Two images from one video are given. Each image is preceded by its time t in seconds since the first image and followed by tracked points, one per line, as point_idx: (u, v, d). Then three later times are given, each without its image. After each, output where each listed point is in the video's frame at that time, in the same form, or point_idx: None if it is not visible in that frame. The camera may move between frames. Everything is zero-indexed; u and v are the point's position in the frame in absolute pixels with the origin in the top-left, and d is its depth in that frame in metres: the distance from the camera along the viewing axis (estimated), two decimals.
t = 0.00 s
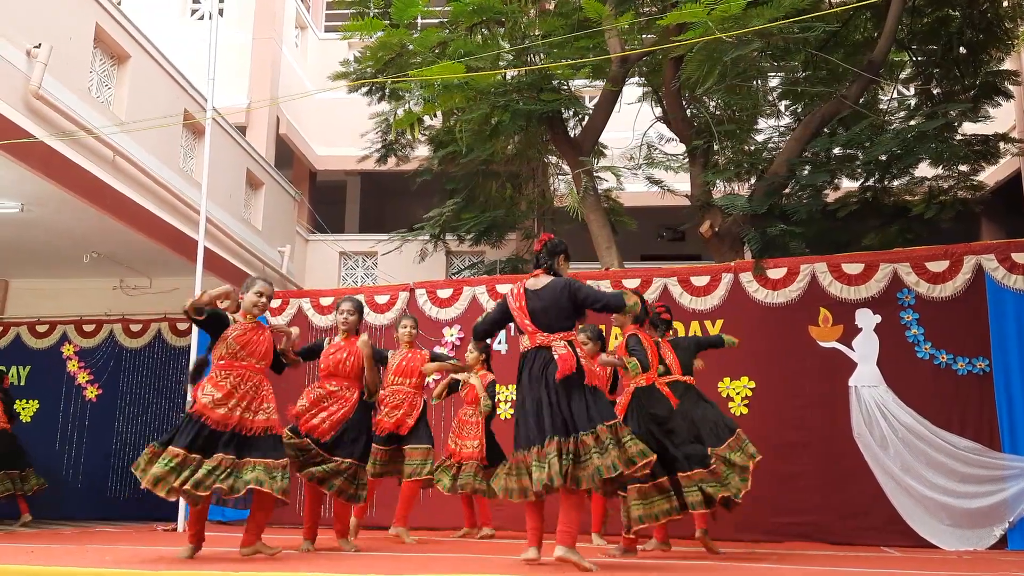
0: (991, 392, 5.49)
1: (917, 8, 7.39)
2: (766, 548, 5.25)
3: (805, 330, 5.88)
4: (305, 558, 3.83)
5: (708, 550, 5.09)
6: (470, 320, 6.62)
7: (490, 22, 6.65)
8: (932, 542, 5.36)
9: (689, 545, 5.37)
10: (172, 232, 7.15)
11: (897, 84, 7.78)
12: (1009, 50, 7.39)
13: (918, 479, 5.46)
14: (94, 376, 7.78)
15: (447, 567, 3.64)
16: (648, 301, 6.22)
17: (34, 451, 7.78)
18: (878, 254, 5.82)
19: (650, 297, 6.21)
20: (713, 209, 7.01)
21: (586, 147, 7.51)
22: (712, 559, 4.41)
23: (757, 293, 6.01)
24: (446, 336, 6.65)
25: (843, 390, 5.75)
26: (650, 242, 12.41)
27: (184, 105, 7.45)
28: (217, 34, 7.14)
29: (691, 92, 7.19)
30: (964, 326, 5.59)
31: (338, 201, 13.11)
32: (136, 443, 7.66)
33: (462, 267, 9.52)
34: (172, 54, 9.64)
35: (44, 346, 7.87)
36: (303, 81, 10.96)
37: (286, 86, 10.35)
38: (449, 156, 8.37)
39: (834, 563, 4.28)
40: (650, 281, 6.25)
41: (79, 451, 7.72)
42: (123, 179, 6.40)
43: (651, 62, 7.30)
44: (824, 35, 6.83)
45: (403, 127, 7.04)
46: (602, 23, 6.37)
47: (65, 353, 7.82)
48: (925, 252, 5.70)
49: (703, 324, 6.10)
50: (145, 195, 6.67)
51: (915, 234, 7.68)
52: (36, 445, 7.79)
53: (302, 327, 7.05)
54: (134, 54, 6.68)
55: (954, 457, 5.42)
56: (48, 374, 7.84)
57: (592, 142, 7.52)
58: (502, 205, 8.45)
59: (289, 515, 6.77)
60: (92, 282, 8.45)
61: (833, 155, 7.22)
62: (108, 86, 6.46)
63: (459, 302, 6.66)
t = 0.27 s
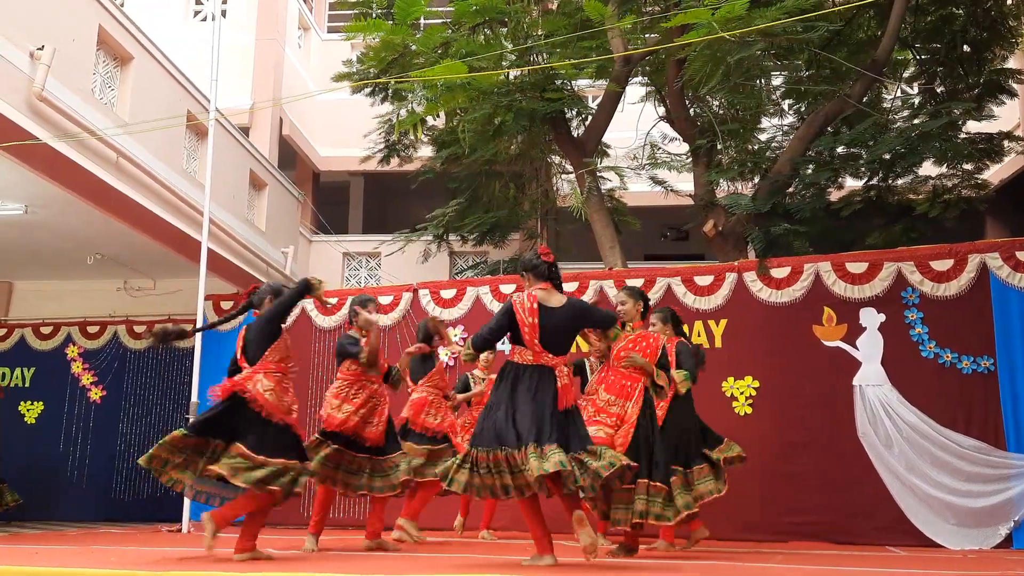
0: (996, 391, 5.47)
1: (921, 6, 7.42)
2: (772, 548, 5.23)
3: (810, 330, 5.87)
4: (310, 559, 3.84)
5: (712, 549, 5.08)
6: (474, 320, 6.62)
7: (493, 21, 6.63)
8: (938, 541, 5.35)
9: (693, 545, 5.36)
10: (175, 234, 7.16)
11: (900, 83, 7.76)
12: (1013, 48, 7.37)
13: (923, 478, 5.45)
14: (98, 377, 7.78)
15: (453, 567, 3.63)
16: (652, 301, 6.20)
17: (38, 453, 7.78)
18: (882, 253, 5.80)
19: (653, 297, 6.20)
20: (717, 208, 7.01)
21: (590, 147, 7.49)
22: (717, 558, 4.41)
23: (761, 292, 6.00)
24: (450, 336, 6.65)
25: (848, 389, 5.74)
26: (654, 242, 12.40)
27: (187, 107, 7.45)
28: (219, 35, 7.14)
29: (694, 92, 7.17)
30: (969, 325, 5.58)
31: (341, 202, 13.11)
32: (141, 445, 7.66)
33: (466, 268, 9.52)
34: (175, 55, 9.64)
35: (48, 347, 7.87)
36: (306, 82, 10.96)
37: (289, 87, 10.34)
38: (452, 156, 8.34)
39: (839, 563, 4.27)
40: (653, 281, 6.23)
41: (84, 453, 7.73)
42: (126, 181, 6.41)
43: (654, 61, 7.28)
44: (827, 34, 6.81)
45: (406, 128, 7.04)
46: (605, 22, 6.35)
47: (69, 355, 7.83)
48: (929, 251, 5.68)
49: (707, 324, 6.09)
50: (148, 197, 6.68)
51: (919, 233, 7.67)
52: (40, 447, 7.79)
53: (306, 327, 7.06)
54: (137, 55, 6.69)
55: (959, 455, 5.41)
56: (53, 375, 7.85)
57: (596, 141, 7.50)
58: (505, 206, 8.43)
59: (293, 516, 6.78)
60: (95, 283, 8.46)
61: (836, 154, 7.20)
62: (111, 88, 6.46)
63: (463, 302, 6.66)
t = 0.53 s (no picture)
0: (1001, 389, 5.46)
1: (924, 4, 7.42)
2: (778, 548, 5.20)
3: (813, 329, 5.87)
4: (315, 559, 3.84)
5: (717, 549, 5.07)
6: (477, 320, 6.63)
7: (495, 21, 6.63)
8: (943, 540, 5.34)
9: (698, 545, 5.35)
10: (180, 235, 7.17)
11: (904, 82, 7.74)
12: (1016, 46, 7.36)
13: (928, 477, 5.44)
14: (103, 379, 7.80)
15: (457, 568, 3.62)
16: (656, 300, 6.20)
17: (42, 455, 7.79)
18: (886, 252, 5.79)
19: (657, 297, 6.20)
20: (720, 208, 7.03)
21: (593, 147, 7.49)
22: (724, 559, 4.41)
23: (765, 292, 5.99)
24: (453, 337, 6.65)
25: (852, 389, 5.73)
26: (657, 241, 12.39)
27: (191, 108, 7.47)
28: (223, 37, 7.15)
29: (696, 91, 7.17)
30: (973, 324, 5.56)
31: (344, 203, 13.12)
32: (145, 446, 7.67)
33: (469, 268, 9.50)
34: (179, 57, 9.66)
35: (53, 349, 7.89)
36: (310, 84, 10.98)
37: (292, 88, 10.36)
38: (455, 157, 8.34)
39: (843, 562, 4.27)
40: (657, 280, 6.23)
41: (88, 454, 7.73)
42: (130, 182, 6.44)
43: (656, 61, 7.28)
44: (830, 33, 6.80)
45: (409, 128, 7.04)
46: (608, 23, 6.37)
47: (73, 356, 7.84)
48: (933, 250, 5.67)
49: (711, 324, 6.09)
50: (152, 198, 6.70)
51: (923, 232, 7.65)
52: (45, 449, 7.79)
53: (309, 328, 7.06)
54: (141, 57, 6.70)
55: (964, 454, 5.40)
56: (57, 377, 7.86)
57: (598, 141, 7.50)
58: (508, 206, 8.41)
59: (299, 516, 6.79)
60: (99, 285, 8.47)
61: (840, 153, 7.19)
62: (114, 90, 6.48)
63: (467, 302, 6.67)
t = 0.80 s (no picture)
0: (1007, 388, 5.44)
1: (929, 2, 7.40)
2: (784, 548, 5.19)
3: (819, 328, 5.85)
4: (320, 560, 3.86)
5: (722, 549, 5.07)
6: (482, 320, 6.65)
7: (500, 21, 6.66)
8: (949, 540, 5.32)
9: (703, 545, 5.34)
10: (185, 236, 7.18)
11: (909, 80, 7.73)
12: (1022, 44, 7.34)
13: (934, 477, 5.43)
14: (109, 380, 7.82)
15: (463, 569, 3.62)
16: (661, 300, 6.19)
17: (49, 456, 7.81)
18: (891, 251, 5.77)
19: (662, 297, 6.19)
20: (725, 208, 7.02)
21: (597, 146, 7.48)
22: (730, 559, 4.41)
23: (771, 291, 5.98)
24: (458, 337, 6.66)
25: (857, 388, 5.72)
26: (662, 241, 12.40)
27: (195, 110, 7.48)
28: (227, 38, 7.17)
29: (701, 91, 7.16)
30: (980, 323, 5.54)
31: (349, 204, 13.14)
32: (151, 447, 7.68)
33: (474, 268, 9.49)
34: (184, 59, 9.68)
35: (59, 351, 7.92)
36: (314, 85, 10.99)
37: (297, 89, 10.37)
38: (459, 158, 8.32)
39: (849, 562, 4.26)
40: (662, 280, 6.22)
41: (94, 455, 7.75)
42: (135, 184, 6.46)
43: (660, 61, 7.27)
44: (835, 32, 6.78)
45: (413, 129, 7.05)
46: (612, 23, 6.37)
47: (79, 357, 7.86)
48: (939, 248, 5.65)
49: (716, 324, 6.08)
50: (157, 200, 6.72)
51: (928, 231, 7.63)
52: (51, 450, 7.81)
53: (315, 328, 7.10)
54: (145, 59, 6.72)
55: (970, 454, 5.39)
56: (63, 378, 7.88)
57: (603, 141, 7.50)
58: (512, 206, 8.40)
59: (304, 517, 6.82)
60: (105, 287, 8.49)
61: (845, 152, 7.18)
62: (119, 92, 6.50)
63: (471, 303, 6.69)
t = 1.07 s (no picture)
0: (1016, 388, 5.42)
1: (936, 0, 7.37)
2: (791, 548, 5.18)
3: (826, 328, 5.84)
4: (326, 560, 3.86)
5: (729, 549, 5.06)
6: (488, 321, 6.66)
7: (504, 22, 6.76)
8: (957, 540, 5.30)
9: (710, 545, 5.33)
10: (191, 237, 7.20)
11: (915, 79, 7.71)
12: None
13: (942, 476, 5.41)
14: (116, 381, 7.84)
15: (468, 570, 3.62)
16: (667, 300, 6.17)
17: (56, 457, 7.83)
18: (898, 250, 5.75)
19: (668, 297, 6.18)
20: (731, 207, 7.01)
21: (602, 146, 7.48)
22: (738, 560, 4.41)
23: (778, 291, 5.96)
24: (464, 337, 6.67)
25: (865, 388, 5.70)
26: (667, 240, 12.39)
27: (202, 111, 7.49)
28: (233, 40, 7.19)
29: (707, 90, 7.15)
30: (988, 322, 5.52)
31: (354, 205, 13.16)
32: (158, 448, 7.70)
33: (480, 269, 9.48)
34: (190, 60, 9.71)
35: (67, 351, 7.95)
36: (320, 86, 11.01)
37: (303, 90, 10.39)
38: (465, 158, 8.29)
39: (857, 562, 4.25)
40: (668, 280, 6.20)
41: (102, 456, 7.77)
42: (142, 185, 6.49)
43: (666, 60, 7.26)
44: (841, 30, 6.76)
45: (419, 129, 7.06)
46: (617, 23, 6.37)
47: (87, 359, 7.89)
48: (947, 247, 5.63)
49: (723, 324, 6.06)
50: (164, 201, 6.74)
51: (935, 230, 7.61)
52: (59, 451, 7.84)
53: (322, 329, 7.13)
54: (152, 61, 6.74)
55: (979, 453, 5.38)
56: (71, 379, 7.91)
57: (608, 141, 7.49)
58: (518, 207, 8.39)
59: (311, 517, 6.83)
60: (112, 288, 8.52)
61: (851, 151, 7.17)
62: (126, 94, 6.52)
63: (477, 303, 6.70)
